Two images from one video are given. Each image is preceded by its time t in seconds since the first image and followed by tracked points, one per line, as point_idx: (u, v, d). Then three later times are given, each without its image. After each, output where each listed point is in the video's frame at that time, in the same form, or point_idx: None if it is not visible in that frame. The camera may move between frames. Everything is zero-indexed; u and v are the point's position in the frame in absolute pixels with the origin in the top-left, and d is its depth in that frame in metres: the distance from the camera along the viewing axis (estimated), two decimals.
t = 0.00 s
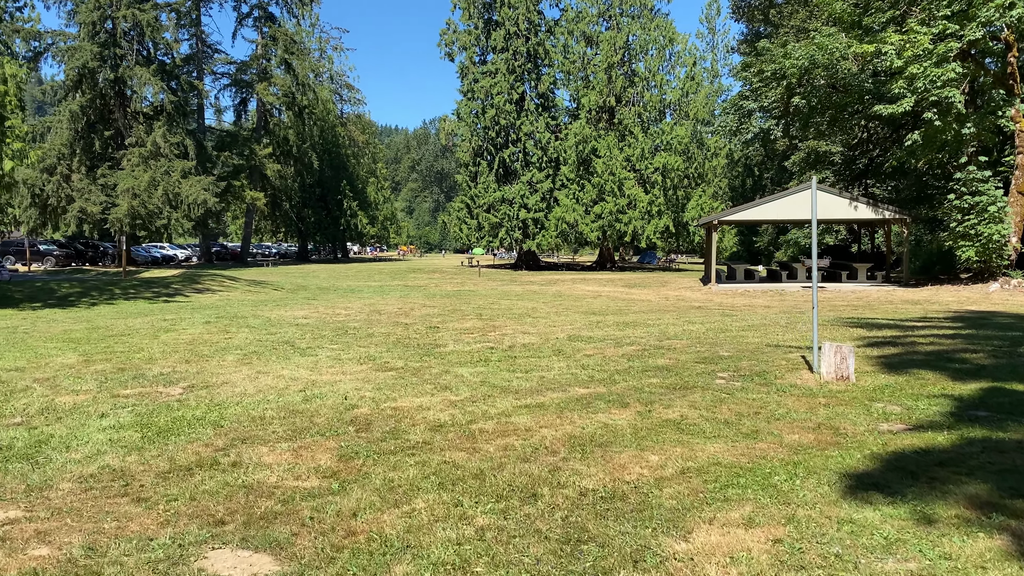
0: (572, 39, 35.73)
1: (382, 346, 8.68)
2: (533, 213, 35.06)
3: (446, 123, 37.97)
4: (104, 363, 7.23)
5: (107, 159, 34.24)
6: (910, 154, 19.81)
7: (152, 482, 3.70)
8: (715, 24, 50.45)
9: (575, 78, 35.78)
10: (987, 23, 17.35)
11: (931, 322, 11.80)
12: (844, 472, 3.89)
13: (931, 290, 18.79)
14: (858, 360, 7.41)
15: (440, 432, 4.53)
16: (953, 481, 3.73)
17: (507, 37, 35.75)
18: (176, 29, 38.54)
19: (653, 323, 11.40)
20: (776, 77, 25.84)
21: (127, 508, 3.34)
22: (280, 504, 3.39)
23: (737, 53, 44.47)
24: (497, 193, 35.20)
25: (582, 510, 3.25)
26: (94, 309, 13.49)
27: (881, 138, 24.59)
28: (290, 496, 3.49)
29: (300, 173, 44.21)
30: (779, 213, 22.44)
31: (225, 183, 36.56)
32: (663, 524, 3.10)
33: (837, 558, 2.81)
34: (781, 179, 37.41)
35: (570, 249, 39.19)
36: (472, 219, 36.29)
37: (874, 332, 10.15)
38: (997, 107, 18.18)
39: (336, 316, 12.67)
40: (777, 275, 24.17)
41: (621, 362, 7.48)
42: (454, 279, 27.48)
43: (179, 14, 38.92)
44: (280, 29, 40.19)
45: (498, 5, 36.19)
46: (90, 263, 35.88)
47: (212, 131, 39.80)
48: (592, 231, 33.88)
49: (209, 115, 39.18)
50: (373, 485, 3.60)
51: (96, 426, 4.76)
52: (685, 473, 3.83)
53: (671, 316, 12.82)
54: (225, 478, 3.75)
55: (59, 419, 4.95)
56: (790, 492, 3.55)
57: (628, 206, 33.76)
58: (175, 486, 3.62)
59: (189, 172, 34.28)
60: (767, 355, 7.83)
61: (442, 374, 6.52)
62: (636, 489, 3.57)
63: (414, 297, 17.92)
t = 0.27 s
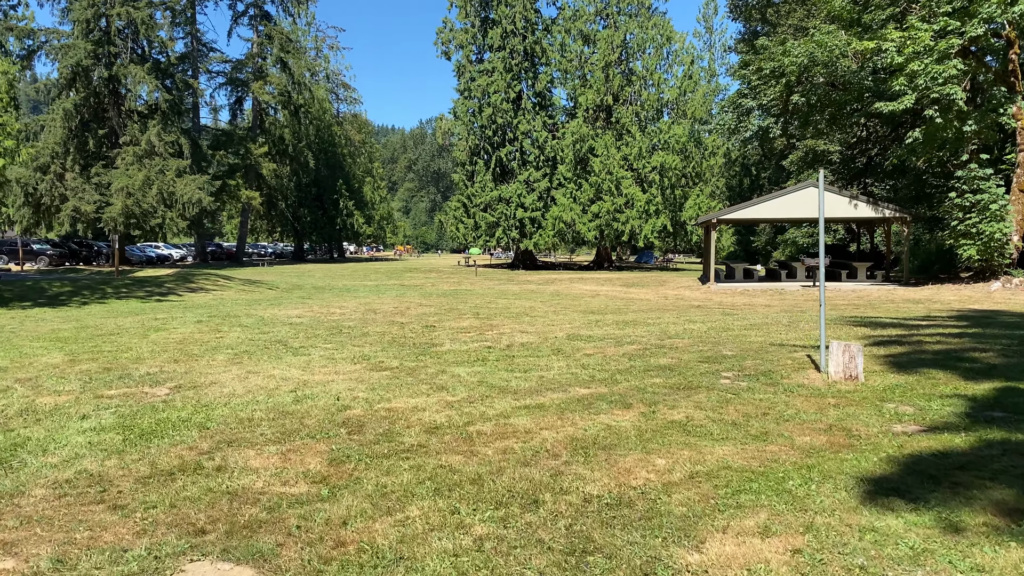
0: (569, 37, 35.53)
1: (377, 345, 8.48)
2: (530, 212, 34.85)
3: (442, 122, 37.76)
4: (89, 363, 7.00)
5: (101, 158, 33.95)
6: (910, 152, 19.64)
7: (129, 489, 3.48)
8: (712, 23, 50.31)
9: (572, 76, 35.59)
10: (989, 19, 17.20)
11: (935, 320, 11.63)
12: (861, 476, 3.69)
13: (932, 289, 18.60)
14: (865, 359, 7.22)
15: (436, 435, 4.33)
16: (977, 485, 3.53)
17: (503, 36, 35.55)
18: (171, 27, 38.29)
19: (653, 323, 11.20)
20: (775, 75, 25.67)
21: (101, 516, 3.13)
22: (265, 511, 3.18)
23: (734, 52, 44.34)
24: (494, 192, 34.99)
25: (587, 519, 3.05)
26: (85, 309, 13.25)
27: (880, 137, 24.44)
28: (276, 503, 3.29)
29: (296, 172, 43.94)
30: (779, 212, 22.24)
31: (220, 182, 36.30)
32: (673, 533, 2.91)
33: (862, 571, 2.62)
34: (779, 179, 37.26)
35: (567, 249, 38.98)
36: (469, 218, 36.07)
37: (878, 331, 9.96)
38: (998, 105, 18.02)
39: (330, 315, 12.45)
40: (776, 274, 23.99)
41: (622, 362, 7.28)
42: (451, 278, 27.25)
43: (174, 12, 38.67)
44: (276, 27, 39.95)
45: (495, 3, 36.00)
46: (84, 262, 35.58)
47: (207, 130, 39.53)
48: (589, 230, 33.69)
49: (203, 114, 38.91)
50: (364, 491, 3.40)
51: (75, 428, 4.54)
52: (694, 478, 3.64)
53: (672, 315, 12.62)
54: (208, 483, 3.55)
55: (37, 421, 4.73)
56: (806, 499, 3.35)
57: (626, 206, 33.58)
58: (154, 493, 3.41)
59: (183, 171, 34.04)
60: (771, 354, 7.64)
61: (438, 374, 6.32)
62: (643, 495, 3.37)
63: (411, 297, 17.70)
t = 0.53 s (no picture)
0: (567, 37, 35.35)
1: (371, 347, 8.29)
2: (528, 212, 34.67)
3: (439, 122, 37.57)
4: (74, 366, 6.79)
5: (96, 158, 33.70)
6: (910, 151, 19.48)
7: (104, 504, 3.29)
8: (710, 23, 50.18)
9: (570, 76, 35.42)
10: (990, 17, 17.04)
11: (938, 322, 11.47)
12: (877, 488, 3.51)
13: (933, 290, 18.45)
14: (871, 362, 7.04)
15: (429, 444, 4.14)
16: (1000, 500, 3.34)
17: (501, 35, 35.37)
18: (167, 27, 38.05)
19: (652, 324, 11.01)
20: (774, 74, 25.48)
21: (70, 535, 2.93)
22: (246, 529, 2.99)
23: (732, 52, 44.21)
24: (491, 192, 34.80)
25: (590, 538, 2.87)
26: (75, 310, 13.04)
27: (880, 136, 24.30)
28: (258, 519, 3.10)
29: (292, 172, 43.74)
30: (778, 212, 22.02)
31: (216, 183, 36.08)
32: (681, 555, 2.72)
33: None
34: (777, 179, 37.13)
35: (564, 250, 38.78)
36: (466, 218, 35.89)
37: (882, 332, 9.78)
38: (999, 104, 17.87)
39: (324, 317, 12.26)
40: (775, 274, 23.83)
41: (623, 365, 7.10)
42: (448, 279, 27.04)
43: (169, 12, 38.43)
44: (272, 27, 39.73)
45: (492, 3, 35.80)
46: (79, 263, 35.33)
47: (202, 130, 39.27)
48: (587, 231, 33.50)
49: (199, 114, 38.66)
50: (353, 507, 3.21)
51: (52, 437, 4.34)
52: (701, 491, 3.45)
53: (671, 317, 12.46)
54: (188, 498, 3.36)
55: (12, 430, 4.53)
56: (821, 515, 3.16)
57: (623, 206, 33.42)
58: (129, 509, 3.22)
59: (179, 171, 33.81)
60: (775, 357, 7.46)
61: (434, 379, 6.12)
62: (647, 510, 3.19)
63: (407, 298, 17.51)
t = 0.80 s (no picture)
0: (565, 36, 35.14)
1: (365, 347, 8.09)
2: (526, 212, 34.46)
3: (436, 121, 37.35)
4: (57, 367, 6.58)
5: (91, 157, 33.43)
6: (912, 149, 19.30)
7: (75, 512, 3.08)
8: (708, 23, 50.03)
9: (568, 75, 35.22)
10: (993, 14, 16.87)
11: (943, 321, 11.29)
12: (897, 495, 3.31)
13: (935, 289, 18.26)
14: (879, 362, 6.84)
15: (423, 447, 3.94)
16: None
17: (498, 34, 35.17)
18: (163, 25, 37.79)
19: (653, 324, 10.81)
20: (774, 73, 25.29)
21: (34, 546, 2.73)
22: (225, 540, 2.79)
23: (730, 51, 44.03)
24: (489, 192, 34.60)
25: (594, 549, 2.67)
26: (66, 310, 12.82)
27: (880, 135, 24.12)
28: (239, 528, 2.90)
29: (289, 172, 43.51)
30: (778, 210, 21.77)
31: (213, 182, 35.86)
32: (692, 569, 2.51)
33: None
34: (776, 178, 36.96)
35: (562, 250, 38.59)
36: (464, 218, 35.68)
37: (887, 332, 9.58)
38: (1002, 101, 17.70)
39: (319, 316, 12.05)
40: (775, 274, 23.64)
41: (624, 365, 6.89)
42: (446, 279, 26.82)
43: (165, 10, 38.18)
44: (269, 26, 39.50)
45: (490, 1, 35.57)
46: (74, 263, 35.06)
47: (199, 129, 39.03)
48: (586, 230, 33.29)
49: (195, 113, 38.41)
50: (340, 515, 3.02)
51: (27, 441, 4.13)
52: (710, 497, 3.26)
53: (671, 316, 12.27)
54: (166, 505, 3.16)
55: None
56: (839, 523, 2.97)
57: (622, 205, 33.23)
58: (101, 517, 3.01)
59: (175, 171, 33.56)
60: (780, 357, 7.27)
61: (429, 379, 5.92)
62: (654, 519, 2.99)
63: (403, 297, 17.30)
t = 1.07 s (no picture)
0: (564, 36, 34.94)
1: (362, 352, 7.88)
2: (525, 213, 34.24)
3: (435, 122, 37.14)
4: (43, 373, 6.36)
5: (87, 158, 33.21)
6: (915, 150, 19.11)
7: (45, 536, 2.87)
8: (708, 23, 49.85)
9: (567, 76, 35.01)
10: (997, 12, 16.68)
11: (951, 324, 11.09)
12: (924, 515, 3.10)
13: (939, 291, 18.08)
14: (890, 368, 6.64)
15: (420, 462, 3.73)
16: None
17: (497, 34, 34.97)
18: (160, 26, 37.57)
19: (655, 327, 10.60)
20: (775, 73, 25.10)
21: None
22: (204, 568, 2.59)
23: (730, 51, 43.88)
24: (488, 193, 34.40)
25: None
26: (58, 312, 12.60)
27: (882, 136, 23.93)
28: (220, 555, 2.69)
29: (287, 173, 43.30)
30: (778, 212, 21.57)
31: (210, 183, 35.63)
32: None
33: None
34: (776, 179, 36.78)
35: (561, 251, 38.39)
36: (462, 219, 35.49)
37: (894, 335, 9.38)
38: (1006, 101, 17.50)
39: (316, 319, 11.83)
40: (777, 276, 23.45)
41: (628, 372, 6.68)
42: (444, 280, 26.63)
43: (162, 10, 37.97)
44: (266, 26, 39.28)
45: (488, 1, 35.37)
46: (71, 264, 34.84)
47: (196, 130, 38.79)
48: (585, 231, 33.08)
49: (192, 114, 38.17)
50: (329, 540, 2.80)
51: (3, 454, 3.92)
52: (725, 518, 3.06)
53: (674, 319, 12.07)
54: (143, 528, 2.95)
55: None
56: (864, 548, 2.77)
57: (621, 207, 33.04)
58: (72, 543, 2.80)
59: (172, 172, 33.33)
60: (788, 362, 7.06)
61: (427, 387, 5.71)
62: (667, 543, 2.80)
63: (401, 299, 17.11)
